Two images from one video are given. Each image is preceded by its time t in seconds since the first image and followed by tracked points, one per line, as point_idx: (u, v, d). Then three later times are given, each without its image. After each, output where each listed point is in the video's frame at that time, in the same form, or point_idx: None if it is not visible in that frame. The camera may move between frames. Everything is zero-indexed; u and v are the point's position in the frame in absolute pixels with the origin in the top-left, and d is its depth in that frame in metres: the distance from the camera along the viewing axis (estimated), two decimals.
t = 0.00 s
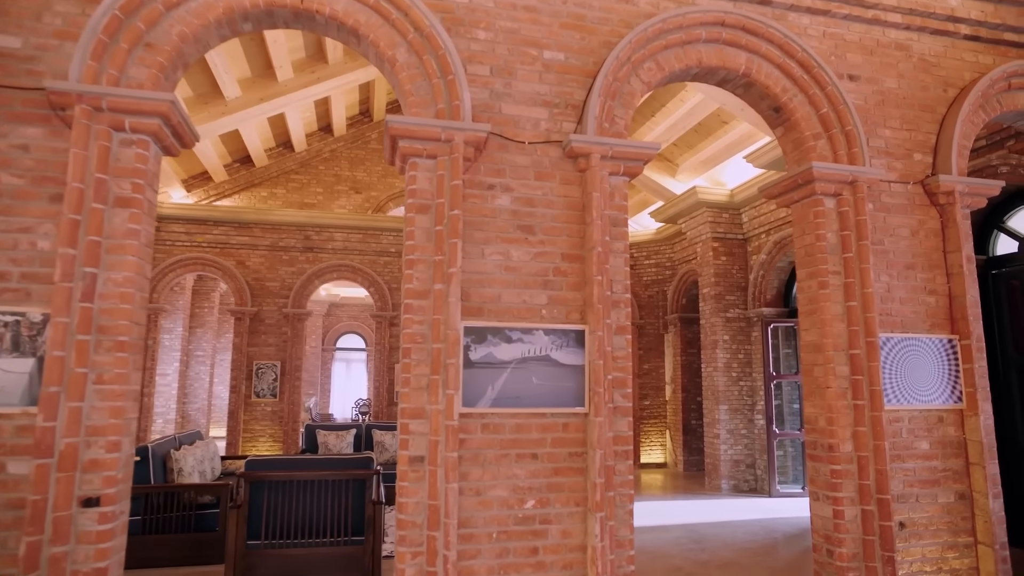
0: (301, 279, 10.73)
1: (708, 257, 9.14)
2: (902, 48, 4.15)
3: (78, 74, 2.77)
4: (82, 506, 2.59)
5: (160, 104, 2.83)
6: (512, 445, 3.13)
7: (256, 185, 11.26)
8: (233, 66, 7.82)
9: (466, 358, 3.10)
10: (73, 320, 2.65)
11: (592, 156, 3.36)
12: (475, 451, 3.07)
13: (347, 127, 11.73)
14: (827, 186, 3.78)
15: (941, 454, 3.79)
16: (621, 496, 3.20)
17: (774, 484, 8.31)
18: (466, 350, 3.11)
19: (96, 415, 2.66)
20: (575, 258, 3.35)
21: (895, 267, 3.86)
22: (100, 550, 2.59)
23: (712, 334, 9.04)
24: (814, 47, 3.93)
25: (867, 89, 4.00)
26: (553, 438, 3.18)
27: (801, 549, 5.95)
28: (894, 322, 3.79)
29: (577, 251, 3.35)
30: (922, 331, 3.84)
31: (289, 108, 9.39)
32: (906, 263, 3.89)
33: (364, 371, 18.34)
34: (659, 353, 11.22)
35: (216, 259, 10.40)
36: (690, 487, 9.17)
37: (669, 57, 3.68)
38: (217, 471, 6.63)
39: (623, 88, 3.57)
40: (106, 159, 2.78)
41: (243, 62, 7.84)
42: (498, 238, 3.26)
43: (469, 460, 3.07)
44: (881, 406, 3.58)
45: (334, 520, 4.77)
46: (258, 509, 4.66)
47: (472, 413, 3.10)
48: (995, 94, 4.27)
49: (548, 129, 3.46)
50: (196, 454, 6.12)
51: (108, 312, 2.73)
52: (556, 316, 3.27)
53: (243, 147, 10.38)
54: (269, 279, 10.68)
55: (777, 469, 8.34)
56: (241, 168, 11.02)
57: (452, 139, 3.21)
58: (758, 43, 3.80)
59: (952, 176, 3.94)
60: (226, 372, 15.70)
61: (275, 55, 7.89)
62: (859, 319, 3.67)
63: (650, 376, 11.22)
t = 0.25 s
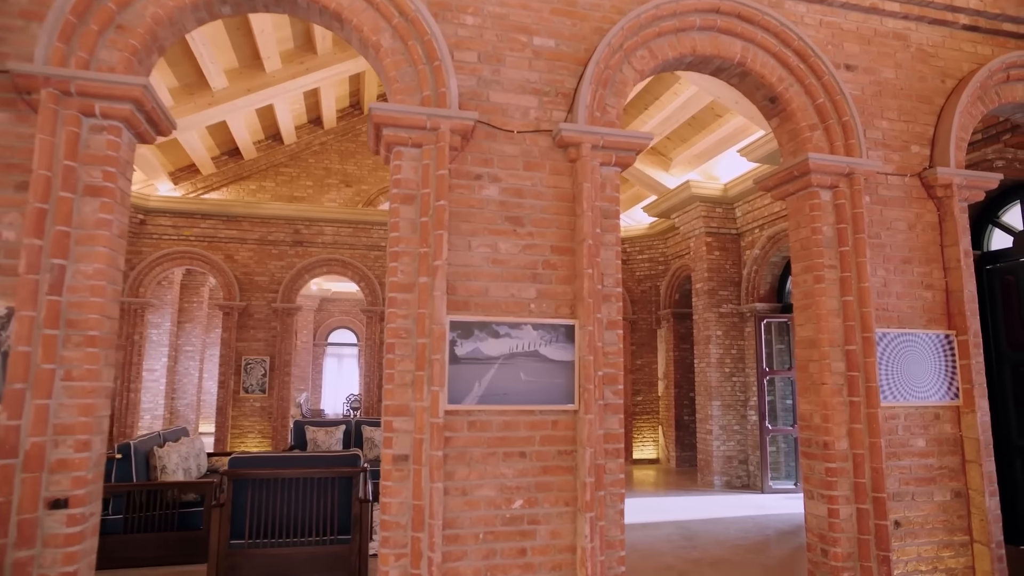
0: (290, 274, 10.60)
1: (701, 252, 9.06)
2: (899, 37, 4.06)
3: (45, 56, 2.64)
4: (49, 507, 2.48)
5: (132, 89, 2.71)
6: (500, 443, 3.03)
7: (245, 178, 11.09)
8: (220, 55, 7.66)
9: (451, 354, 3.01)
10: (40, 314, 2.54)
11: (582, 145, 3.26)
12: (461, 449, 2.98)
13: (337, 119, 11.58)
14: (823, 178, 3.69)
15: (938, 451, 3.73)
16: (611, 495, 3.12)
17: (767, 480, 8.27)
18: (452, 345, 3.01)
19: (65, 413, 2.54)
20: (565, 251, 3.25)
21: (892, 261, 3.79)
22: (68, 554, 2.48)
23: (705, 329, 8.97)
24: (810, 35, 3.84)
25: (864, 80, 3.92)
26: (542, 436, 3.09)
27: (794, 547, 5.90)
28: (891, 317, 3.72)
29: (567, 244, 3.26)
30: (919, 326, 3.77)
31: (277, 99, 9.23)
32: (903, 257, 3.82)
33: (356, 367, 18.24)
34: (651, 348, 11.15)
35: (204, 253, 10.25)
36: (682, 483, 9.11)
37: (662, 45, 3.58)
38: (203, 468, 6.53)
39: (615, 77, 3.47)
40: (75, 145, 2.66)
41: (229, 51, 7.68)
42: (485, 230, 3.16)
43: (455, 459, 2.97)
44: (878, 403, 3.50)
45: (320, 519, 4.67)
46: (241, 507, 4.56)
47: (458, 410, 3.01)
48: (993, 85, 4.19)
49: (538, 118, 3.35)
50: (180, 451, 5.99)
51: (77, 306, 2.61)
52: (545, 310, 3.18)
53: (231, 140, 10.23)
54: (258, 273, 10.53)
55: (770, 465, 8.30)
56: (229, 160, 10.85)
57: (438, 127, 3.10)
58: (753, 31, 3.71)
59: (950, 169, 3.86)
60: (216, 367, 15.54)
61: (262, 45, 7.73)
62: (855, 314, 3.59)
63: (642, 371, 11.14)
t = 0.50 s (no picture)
0: (281, 269, 10.49)
1: (695, 247, 9.00)
2: (898, 28, 3.99)
3: (15, 39, 2.54)
4: (20, 509, 2.39)
5: (106, 74, 2.60)
6: (490, 441, 2.96)
7: (235, 172, 10.94)
8: (208, 46, 7.51)
9: (439, 350, 2.92)
10: (9, 308, 2.44)
11: (575, 136, 3.18)
12: (449, 448, 2.90)
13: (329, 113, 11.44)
14: (821, 170, 3.62)
15: (935, 449, 3.67)
16: (603, 494, 3.05)
17: (761, 476, 8.23)
18: (440, 341, 2.93)
19: (37, 412, 2.45)
20: (557, 244, 3.17)
21: (890, 255, 3.72)
22: (40, 557, 2.39)
23: (699, 325, 8.91)
24: (808, 25, 3.76)
25: (862, 71, 3.84)
26: (533, 434, 3.02)
27: (789, 544, 5.84)
28: (888, 312, 3.65)
29: (559, 237, 3.18)
30: (916, 322, 3.71)
31: (267, 92, 9.10)
32: (900, 252, 3.75)
33: (348, 362, 18.29)
34: (645, 344, 11.09)
35: (193, 248, 10.11)
36: (676, 479, 9.07)
37: (657, 33, 3.49)
38: (191, 465, 6.43)
39: (608, 66, 3.38)
40: (47, 133, 2.56)
41: (218, 42, 7.53)
42: (475, 222, 3.08)
43: (443, 457, 2.89)
44: (875, 400, 3.44)
45: (308, 517, 4.59)
46: (227, 506, 4.47)
47: (447, 408, 2.93)
48: (992, 77, 4.12)
49: (529, 107, 3.27)
50: (167, 449, 5.88)
51: (50, 299, 2.52)
52: (536, 305, 3.10)
53: (221, 133, 10.09)
54: (249, 268, 10.41)
55: (763, 462, 8.27)
56: (219, 154, 10.70)
57: (426, 116, 3.01)
58: (750, 21, 3.63)
59: (949, 162, 3.80)
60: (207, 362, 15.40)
61: (251, 36, 7.59)
62: (852, 309, 3.53)
63: (636, 367, 11.09)
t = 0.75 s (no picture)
0: (273, 263, 10.38)
1: (690, 242, 8.92)
2: (898, 18, 3.92)
3: None
4: None
5: (82, 58, 2.50)
6: (480, 439, 2.88)
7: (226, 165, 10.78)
8: (196, 36, 7.36)
9: (428, 345, 2.84)
10: None
11: (568, 125, 3.09)
12: (439, 445, 2.82)
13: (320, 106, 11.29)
14: (819, 162, 3.55)
15: (934, 446, 3.61)
16: (597, 492, 2.98)
17: (755, 472, 8.19)
18: (429, 335, 2.85)
19: (8, 409, 2.35)
20: (550, 236, 3.09)
21: (889, 249, 3.66)
22: (12, 560, 2.31)
23: (694, 320, 8.85)
24: (807, 14, 3.68)
25: (861, 61, 3.77)
26: (524, 431, 2.94)
27: (783, 540, 5.79)
28: (887, 307, 3.59)
29: (551, 229, 3.09)
30: (915, 317, 3.64)
31: (257, 84, 8.96)
32: (900, 246, 3.69)
33: (342, 357, 18.08)
34: (640, 339, 11.03)
35: (183, 242, 9.98)
36: (670, 475, 9.02)
37: (653, 21, 3.40)
38: (180, 462, 6.33)
39: (603, 54, 3.29)
40: (18, 119, 2.46)
41: (206, 32, 7.38)
42: (465, 214, 3.00)
43: (432, 455, 2.81)
44: (873, 396, 3.38)
45: (296, 515, 4.50)
46: (214, 504, 4.38)
47: (436, 404, 2.85)
48: (993, 68, 4.05)
49: (522, 96, 3.18)
50: (154, 445, 5.77)
51: (22, 292, 2.42)
52: (529, 299, 3.02)
53: (211, 125, 9.96)
54: (240, 263, 10.30)
55: (758, 458, 8.22)
56: (209, 147, 10.54)
57: (415, 104, 2.92)
58: (748, 8, 3.54)
59: (949, 154, 3.73)
60: (198, 358, 15.23)
61: (241, 26, 7.44)
62: (851, 304, 3.47)
63: (630, 363, 11.02)
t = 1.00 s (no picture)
0: (264, 257, 10.27)
1: (686, 236, 8.86)
2: (899, 6, 3.84)
3: None
4: None
5: (55, 39, 2.39)
6: (471, 436, 2.80)
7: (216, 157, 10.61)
8: (184, 25, 7.22)
9: (417, 339, 2.76)
10: None
11: (562, 113, 3.01)
12: (428, 442, 2.74)
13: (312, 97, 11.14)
14: (818, 153, 3.47)
15: (932, 442, 3.55)
16: (590, 490, 2.90)
17: (750, 467, 8.15)
18: (418, 329, 2.76)
19: None
20: (543, 228, 3.01)
21: (889, 242, 3.59)
22: None
23: (689, 315, 8.79)
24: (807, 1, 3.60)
25: (861, 50, 3.69)
26: (516, 427, 2.86)
27: (778, 536, 5.75)
28: (887, 301, 3.52)
29: (545, 220, 3.01)
30: (915, 311, 3.58)
31: (247, 74, 8.81)
32: (899, 239, 3.62)
33: (335, 352, 17.98)
34: (634, 334, 10.97)
35: (173, 235, 9.85)
36: (664, 470, 8.97)
37: (649, 7, 3.30)
38: (168, 457, 6.22)
39: (598, 40, 3.20)
40: None
41: (194, 21, 7.24)
42: (456, 204, 2.91)
43: (421, 452, 2.74)
44: (872, 391, 3.32)
45: (285, 512, 4.42)
46: (200, 501, 4.29)
47: (425, 400, 2.77)
48: (995, 58, 3.98)
49: (514, 83, 3.09)
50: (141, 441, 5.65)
51: None
52: (521, 292, 2.93)
53: (202, 117, 9.82)
54: (231, 256, 10.18)
55: (753, 453, 8.18)
56: (199, 138, 10.38)
57: (404, 90, 2.83)
58: None
59: (950, 145, 3.66)
60: (189, 352, 15.09)
61: (230, 14, 7.30)
62: (850, 298, 3.40)
63: (625, 357, 10.95)
